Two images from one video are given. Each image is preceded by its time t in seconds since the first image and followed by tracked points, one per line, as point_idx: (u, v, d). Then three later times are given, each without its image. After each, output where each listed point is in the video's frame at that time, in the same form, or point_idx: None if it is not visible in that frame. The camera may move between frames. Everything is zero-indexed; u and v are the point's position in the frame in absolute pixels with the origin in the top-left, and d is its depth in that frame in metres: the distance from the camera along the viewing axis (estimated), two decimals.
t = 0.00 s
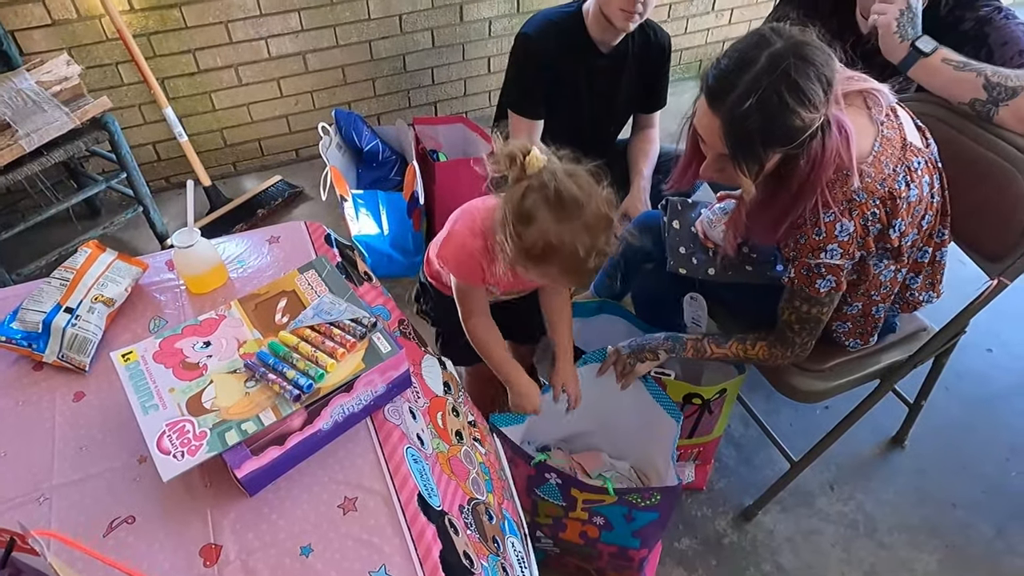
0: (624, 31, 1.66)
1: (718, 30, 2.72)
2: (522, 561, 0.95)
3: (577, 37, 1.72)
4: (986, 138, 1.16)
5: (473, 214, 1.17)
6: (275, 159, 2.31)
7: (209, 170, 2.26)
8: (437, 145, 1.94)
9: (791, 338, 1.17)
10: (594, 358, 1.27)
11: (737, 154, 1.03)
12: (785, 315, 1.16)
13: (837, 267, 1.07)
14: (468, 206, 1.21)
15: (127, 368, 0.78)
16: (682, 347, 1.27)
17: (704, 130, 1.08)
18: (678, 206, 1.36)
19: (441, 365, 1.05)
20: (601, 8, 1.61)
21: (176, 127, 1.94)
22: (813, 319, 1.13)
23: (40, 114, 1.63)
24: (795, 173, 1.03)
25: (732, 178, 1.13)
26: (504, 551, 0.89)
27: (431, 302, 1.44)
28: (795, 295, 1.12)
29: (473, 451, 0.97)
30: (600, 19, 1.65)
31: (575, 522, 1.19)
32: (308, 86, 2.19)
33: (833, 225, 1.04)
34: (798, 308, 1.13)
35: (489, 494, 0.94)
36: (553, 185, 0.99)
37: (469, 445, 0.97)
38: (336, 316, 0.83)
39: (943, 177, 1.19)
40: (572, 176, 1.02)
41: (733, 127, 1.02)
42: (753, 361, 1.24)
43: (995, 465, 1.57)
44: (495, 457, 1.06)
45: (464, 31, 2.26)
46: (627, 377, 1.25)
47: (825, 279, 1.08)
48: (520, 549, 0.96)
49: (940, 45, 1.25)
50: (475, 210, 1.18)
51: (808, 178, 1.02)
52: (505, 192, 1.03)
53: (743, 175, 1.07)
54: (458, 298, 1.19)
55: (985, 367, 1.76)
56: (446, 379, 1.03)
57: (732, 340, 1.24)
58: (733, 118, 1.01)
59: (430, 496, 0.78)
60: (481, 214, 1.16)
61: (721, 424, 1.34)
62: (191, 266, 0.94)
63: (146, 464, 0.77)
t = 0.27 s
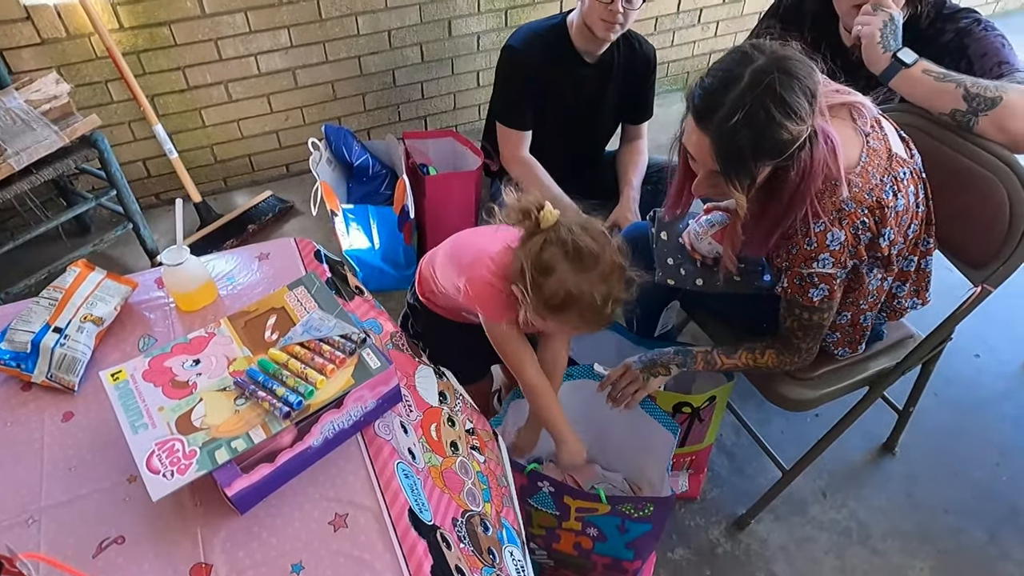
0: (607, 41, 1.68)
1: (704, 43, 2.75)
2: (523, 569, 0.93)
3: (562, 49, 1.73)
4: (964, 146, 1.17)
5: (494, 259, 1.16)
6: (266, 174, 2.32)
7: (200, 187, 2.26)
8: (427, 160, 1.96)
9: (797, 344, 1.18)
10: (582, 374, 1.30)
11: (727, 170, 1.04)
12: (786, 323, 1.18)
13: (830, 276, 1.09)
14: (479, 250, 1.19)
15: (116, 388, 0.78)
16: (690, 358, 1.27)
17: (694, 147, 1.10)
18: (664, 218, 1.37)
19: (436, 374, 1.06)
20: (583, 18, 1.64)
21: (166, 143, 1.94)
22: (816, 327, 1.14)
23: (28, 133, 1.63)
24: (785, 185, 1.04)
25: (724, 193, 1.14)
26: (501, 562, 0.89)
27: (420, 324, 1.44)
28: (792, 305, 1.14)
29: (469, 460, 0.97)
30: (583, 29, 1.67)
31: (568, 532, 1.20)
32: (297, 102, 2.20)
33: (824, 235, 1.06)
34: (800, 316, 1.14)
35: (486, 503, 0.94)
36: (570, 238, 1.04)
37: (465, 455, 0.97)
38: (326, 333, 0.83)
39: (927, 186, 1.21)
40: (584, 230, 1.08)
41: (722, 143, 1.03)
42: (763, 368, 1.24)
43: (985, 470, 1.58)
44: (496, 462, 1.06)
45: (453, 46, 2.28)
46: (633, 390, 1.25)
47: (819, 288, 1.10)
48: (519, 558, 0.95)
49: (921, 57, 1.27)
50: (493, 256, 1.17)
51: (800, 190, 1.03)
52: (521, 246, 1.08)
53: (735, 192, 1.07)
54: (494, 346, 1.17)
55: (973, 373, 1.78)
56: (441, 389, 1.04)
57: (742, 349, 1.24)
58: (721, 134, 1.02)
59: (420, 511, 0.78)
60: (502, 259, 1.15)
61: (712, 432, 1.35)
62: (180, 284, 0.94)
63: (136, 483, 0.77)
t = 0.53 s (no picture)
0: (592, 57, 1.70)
1: (690, 57, 2.79)
2: None
3: (548, 65, 1.75)
4: (942, 158, 1.19)
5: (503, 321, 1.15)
6: (256, 192, 2.32)
7: (189, 205, 2.26)
8: (416, 176, 1.98)
9: (826, 348, 1.18)
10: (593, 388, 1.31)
11: (723, 179, 1.06)
12: (809, 329, 1.18)
13: (835, 282, 1.10)
14: (486, 304, 1.18)
15: (105, 411, 0.78)
16: (726, 373, 1.23)
17: (690, 159, 1.11)
18: (652, 230, 1.36)
19: (433, 384, 1.05)
20: (567, 35, 1.66)
21: (155, 162, 1.94)
22: (839, 329, 1.15)
23: (17, 153, 1.63)
24: (781, 194, 1.05)
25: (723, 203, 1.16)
26: (503, 570, 0.88)
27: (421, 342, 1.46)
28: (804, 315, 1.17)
29: (469, 470, 0.97)
30: (568, 45, 1.70)
31: (561, 548, 1.20)
32: (287, 120, 2.21)
33: (824, 243, 1.08)
34: (818, 320, 1.16)
35: (488, 511, 0.94)
36: (569, 303, 1.01)
37: (464, 465, 0.97)
38: (315, 352, 0.84)
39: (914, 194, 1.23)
40: (583, 293, 1.04)
41: (717, 153, 1.04)
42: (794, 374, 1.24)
43: (974, 478, 1.59)
44: (499, 466, 1.05)
45: (441, 63, 2.30)
46: (669, 409, 1.23)
47: (825, 294, 1.12)
48: (522, 566, 0.93)
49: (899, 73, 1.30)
50: (502, 314, 1.16)
51: (796, 199, 1.05)
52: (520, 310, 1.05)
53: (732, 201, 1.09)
54: (502, 400, 1.20)
55: (960, 381, 1.79)
56: (438, 399, 1.03)
57: (774, 358, 1.23)
58: (717, 145, 1.04)
59: (414, 528, 0.78)
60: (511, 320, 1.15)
61: (703, 444, 1.34)
62: (169, 304, 0.94)
63: (125, 506, 0.77)
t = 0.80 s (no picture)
0: (577, 74, 1.73)
1: (677, 71, 2.82)
2: None
3: (535, 82, 1.77)
4: (921, 173, 1.21)
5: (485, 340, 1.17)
6: (247, 208, 2.33)
7: (180, 221, 2.27)
8: (407, 192, 1.99)
9: (811, 363, 1.18)
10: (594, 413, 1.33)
11: (717, 192, 1.07)
12: (797, 343, 1.18)
13: (827, 292, 1.11)
14: (470, 324, 1.19)
15: (97, 434, 0.79)
16: (715, 395, 1.23)
17: (684, 171, 1.12)
18: (641, 248, 1.40)
19: (420, 404, 1.07)
20: (554, 53, 1.68)
21: (146, 179, 1.95)
22: (826, 341, 1.15)
23: (8, 173, 1.64)
24: (776, 206, 1.07)
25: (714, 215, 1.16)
26: None
27: (409, 356, 1.46)
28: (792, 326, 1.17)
29: (453, 492, 0.99)
30: (554, 63, 1.72)
31: (551, 560, 1.20)
32: (278, 135, 2.22)
33: (818, 253, 1.08)
34: (808, 333, 1.15)
35: (470, 534, 0.96)
36: (552, 327, 1.02)
37: (449, 487, 0.98)
38: (306, 374, 0.85)
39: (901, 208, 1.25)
40: (565, 317, 1.06)
41: (712, 167, 1.05)
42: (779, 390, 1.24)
43: (960, 486, 1.61)
44: (483, 488, 1.06)
45: (431, 78, 2.32)
46: (658, 435, 1.22)
47: (817, 303, 1.12)
48: None
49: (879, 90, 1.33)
50: (484, 334, 1.17)
51: (790, 211, 1.06)
52: (505, 334, 1.07)
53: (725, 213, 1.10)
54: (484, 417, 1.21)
55: (945, 390, 1.82)
56: (425, 421, 1.04)
57: (760, 377, 1.23)
58: (711, 158, 1.05)
59: (402, 549, 0.80)
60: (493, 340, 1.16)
61: (692, 457, 1.35)
62: (160, 326, 0.95)
63: (117, 529, 0.77)
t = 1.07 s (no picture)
0: (564, 88, 1.75)
1: (665, 81, 2.86)
2: None
3: (524, 94, 1.80)
4: (898, 183, 1.23)
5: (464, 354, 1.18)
6: (238, 219, 2.35)
7: (172, 233, 2.28)
8: (398, 203, 2.01)
9: (793, 367, 1.18)
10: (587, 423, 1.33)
11: (706, 201, 1.04)
12: (779, 347, 1.16)
13: (809, 300, 1.09)
14: (455, 338, 1.21)
15: (89, 450, 0.81)
16: (699, 400, 1.24)
17: (671, 180, 1.09)
18: (626, 259, 1.42)
19: (399, 427, 1.06)
20: (541, 65, 1.70)
21: (137, 192, 1.96)
22: (807, 346, 1.14)
23: None
24: (763, 212, 1.05)
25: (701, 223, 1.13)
26: None
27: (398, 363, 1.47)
28: (773, 330, 1.15)
29: (429, 514, 1.02)
30: (541, 76, 1.74)
31: (542, 562, 1.23)
32: (269, 147, 2.23)
33: (801, 260, 1.07)
34: (790, 338, 1.14)
35: (443, 556, 0.99)
36: (529, 342, 1.05)
37: (424, 508, 1.01)
38: (294, 389, 0.87)
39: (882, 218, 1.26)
40: (544, 334, 1.09)
41: (700, 175, 1.03)
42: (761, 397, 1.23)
43: (944, 491, 1.64)
44: (452, 514, 1.11)
45: (421, 90, 2.35)
46: (644, 440, 1.24)
47: (799, 311, 1.10)
48: None
49: (856, 104, 1.35)
50: (466, 348, 1.19)
51: (777, 217, 1.04)
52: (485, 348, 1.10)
53: (713, 221, 1.07)
54: (459, 428, 1.22)
55: (929, 396, 1.85)
56: (403, 443, 1.05)
57: (742, 382, 1.23)
58: (699, 167, 1.03)
59: (388, 561, 0.82)
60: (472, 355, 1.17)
61: (678, 465, 1.37)
62: (152, 341, 0.97)
63: (108, 543, 0.78)
